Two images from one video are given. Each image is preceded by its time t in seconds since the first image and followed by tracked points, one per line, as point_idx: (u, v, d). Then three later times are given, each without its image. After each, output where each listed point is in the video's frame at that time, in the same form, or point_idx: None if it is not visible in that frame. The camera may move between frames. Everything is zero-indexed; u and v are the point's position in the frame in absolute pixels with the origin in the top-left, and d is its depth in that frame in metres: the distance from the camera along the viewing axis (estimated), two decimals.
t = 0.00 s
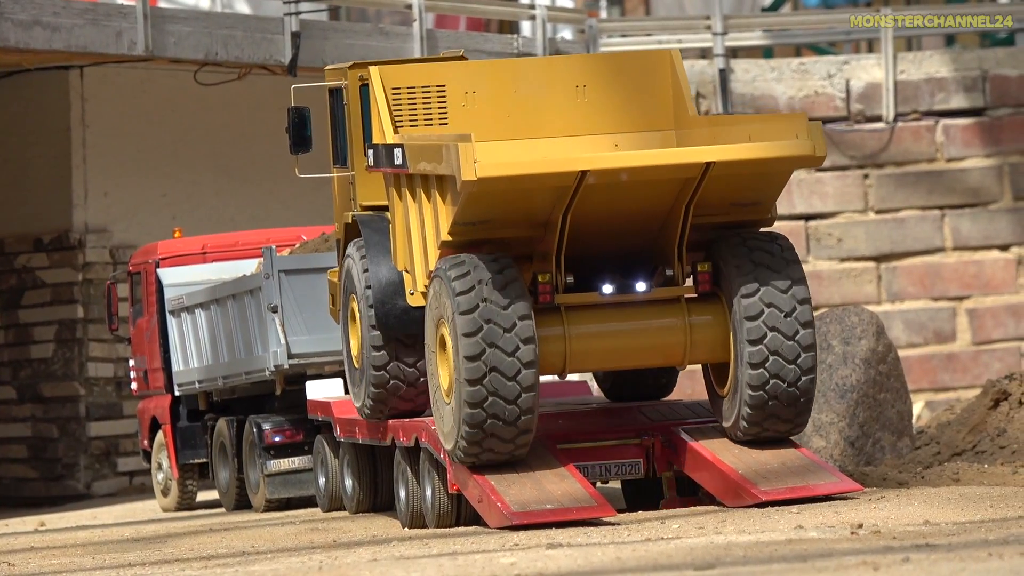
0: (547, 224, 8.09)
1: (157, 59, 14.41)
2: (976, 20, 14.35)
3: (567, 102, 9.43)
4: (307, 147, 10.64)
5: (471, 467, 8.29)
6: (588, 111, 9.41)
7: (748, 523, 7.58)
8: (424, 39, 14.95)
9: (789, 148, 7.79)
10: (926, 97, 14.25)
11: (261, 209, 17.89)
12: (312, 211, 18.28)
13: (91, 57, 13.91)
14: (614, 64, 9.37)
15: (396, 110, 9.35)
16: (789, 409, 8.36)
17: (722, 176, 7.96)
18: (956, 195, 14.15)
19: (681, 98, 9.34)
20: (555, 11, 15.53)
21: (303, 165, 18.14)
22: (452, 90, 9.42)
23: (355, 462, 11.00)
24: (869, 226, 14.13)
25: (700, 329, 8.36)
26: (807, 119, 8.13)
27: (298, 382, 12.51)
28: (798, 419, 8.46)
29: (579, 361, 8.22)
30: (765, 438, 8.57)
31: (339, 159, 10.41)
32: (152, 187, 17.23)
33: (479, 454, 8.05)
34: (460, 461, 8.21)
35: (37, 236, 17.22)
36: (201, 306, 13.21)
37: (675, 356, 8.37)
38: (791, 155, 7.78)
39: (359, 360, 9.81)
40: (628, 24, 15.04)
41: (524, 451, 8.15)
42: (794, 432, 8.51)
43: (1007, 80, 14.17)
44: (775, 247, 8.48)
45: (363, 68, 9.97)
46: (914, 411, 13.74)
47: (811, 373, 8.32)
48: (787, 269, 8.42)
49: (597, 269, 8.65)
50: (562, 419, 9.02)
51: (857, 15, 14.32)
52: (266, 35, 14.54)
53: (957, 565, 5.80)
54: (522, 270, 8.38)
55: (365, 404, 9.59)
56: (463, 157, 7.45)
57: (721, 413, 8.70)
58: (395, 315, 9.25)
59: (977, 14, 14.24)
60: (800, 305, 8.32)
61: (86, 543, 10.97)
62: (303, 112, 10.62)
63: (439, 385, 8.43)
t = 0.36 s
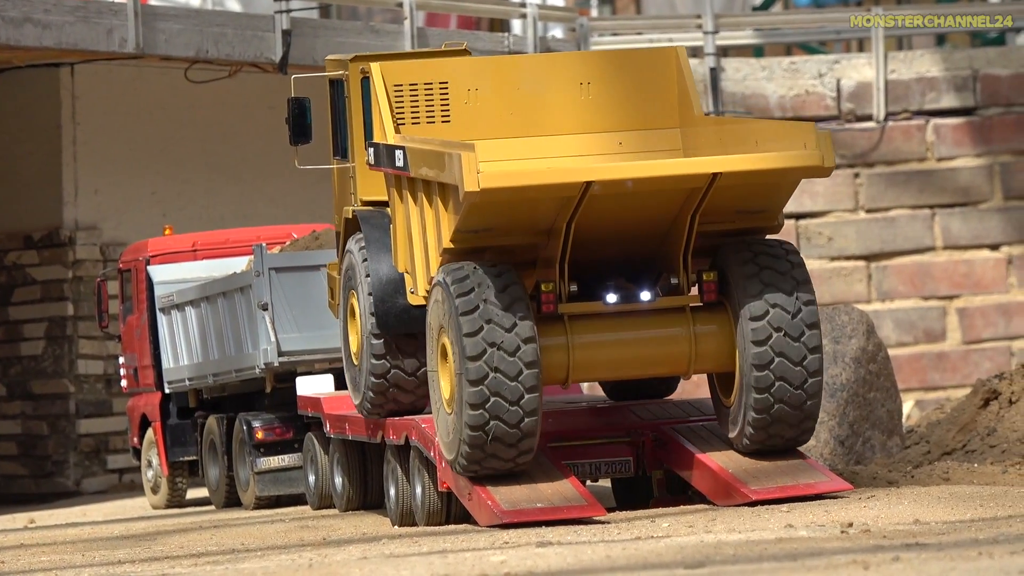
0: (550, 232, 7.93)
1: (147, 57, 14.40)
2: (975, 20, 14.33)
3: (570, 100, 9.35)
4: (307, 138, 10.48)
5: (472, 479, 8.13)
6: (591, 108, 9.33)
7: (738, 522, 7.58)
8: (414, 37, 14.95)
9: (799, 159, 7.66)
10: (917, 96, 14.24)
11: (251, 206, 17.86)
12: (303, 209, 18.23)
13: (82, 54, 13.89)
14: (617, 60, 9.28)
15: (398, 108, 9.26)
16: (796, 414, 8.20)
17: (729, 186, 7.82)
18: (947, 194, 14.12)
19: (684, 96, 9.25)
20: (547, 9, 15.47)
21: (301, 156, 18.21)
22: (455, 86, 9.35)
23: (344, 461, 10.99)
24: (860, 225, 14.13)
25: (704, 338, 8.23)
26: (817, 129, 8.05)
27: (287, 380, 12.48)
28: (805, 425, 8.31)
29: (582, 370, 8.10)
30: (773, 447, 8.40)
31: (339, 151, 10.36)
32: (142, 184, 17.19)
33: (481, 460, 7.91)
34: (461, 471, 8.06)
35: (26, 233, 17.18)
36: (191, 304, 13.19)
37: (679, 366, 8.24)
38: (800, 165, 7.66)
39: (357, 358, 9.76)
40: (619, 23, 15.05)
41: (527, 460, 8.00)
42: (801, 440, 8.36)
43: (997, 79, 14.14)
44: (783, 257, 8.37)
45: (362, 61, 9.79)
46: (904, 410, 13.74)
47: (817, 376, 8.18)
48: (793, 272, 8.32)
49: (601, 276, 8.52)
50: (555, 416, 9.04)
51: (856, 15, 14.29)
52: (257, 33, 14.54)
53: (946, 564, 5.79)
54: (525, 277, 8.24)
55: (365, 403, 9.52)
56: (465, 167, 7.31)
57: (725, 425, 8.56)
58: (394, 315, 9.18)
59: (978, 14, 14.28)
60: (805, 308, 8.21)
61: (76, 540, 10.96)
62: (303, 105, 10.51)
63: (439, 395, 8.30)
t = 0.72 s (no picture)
0: (553, 237, 7.78)
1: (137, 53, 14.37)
2: (976, 20, 14.40)
3: (571, 95, 9.02)
4: (303, 130, 10.51)
5: (477, 487, 7.94)
6: (593, 103, 9.02)
7: (729, 519, 7.58)
8: (404, 34, 14.97)
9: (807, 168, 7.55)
10: (908, 93, 14.23)
11: (242, 203, 17.84)
12: (293, 206, 18.19)
13: (71, 50, 13.85)
14: (622, 53, 8.97)
15: (396, 104, 8.94)
16: (801, 432, 8.11)
17: (736, 193, 7.66)
18: (937, 191, 14.10)
19: (689, 93, 8.99)
20: (537, 6, 15.46)
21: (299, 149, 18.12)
22: (454, 81, 9.00)
23: (335, 458, 10.98)
24: (850, 223, 14.08)
25: (709, 346, 8.13)
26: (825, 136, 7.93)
27: (277, 377, 12.44)
28: (809, 441, 8.22)
29: (584, 377, 8.00)
30: (776, 461, 8.31)
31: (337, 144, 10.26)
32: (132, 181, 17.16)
33: (485, 462, 7.72)
34: (466, 478, 7.87)
35: (17, 229, 17.00)
36: (181, 300, 13.15)
37: (685, 374, 8.14)
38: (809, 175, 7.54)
39: (355, 354, 9.70)
40: (609, 20, 15.01)
41: (532, 462, 7.82)
42: (803, 454, 8.27)
43: (988, 77, 14.16)
44: (790, 267, 8.21)
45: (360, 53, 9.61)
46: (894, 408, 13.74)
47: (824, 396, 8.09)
48: (801, 286, 8.17)
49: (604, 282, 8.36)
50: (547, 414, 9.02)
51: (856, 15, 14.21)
52: (247, 29, 14.52)
53: (937, 562, 5.80)
54: (526, 282, 8.09)
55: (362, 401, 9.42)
56: (468, 175, 7.17)
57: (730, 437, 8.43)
58: (393, 313, 9.09)
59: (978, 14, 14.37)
60: (815, 326, 8.08)
61: (66, 536, 10.92)
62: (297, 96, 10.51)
63: (440, 404, 8.16)
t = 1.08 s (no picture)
0: (556, 242, 7.64)
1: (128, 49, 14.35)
2: (976, 19, 14.47)
3: (574, 93, 8.77)
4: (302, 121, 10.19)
5: (482, 490, 7.76)
6: (596, 101, 8.78)
7: (719, 516, 7.59)
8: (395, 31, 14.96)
9: (811, 177, 7.48)
10: (899, 91, 14.15)
11: (233, 199, 17.83)
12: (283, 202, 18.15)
13: (62, 47, 13.83)
14: (626, 50, 8.72)
15: (395, 102, 8.71)
16: (808, 427, 7.95)
17: (741, 201, 7.56)
18: (928, 189, 14.04)
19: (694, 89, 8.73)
20: (528, 2, 15.44)
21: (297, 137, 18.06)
22: (454, 77, 8.72)
23: (326, 454, 10.95)
24: (841, 220, 14.02)
25: (711, 354, 8.04)
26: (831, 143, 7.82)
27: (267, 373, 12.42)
28: (817, 440, 8.05)
29: (587, 387, 7.87)
30: (784, 465, 8.14)
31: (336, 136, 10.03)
32: (123, 178, 17.15)
33: (488, 457, 7.57)
34: (471, 480, 7.70)
35: (7, 225, 17.07)
36: (172, 296, 13.13)
37: (688, 382, 8.02)
38: (814, 183, 7.47)
39: (354, 350, 9.55)
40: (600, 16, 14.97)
41: (536, 456, 7.66)
42: (813, 456, 8.10)
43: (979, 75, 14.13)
44: (792, 268, 8.15)
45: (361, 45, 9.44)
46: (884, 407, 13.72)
47: (829, 388, 7.94)
48: (804, 282, 8.10)
49: (607, 289, 8.25)
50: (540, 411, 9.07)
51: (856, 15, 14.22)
52: (238, 25, 14.52)
53: (926, 560, 5.80)
54: (527, 287, 7.96)
55: (361, 397, 9.30)
56: (469, 185, 7.05)
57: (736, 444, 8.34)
58: (392, 311, 8.96)
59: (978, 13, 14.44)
60: (817, 318, 7.98)
61: (56, 532, 10.91)
62: (296, 87, 10.21)
63: (441, 412, 8.04)
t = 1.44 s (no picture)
0: (556, 254, 7.52)
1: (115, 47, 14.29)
2: (975, 19, 14.22)
3: (573, 91, 8.72)
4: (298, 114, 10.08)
5: (485, 501, 7.58)
6: (595, 99, 8.71)
7: (707, 515, 7.58)
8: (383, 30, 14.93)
9: (814, 190, 7.30)
10: (886, 91, 13.83)
11: (220, 197, 17.78)
12: (270, 201, 18.10)
13: (50, 45, 13.78)
14: (624, 47, 8.66)
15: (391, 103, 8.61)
16: (813, 429, 7.79)
17: (744, 214, 7.43)
18: (916, 188, 13.73)
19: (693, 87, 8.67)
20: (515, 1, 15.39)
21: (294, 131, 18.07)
22: (452, 79, 8.64)
23: (313, 454, 10.94)
24: (828, 219, 13.69)
25: (715, 365, 7.88)
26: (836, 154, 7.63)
27: (255, 371, 12.38)
28: (823, 444, 7.88)
29: (587, 401, 7.74)
30: (791, 472, 7.96)
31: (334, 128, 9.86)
32: (110, 177, 17.11)
33: (489, 460, 7.42)
34: (472, 488, 7.53)
35: None
36: (159, 295, 13.09)
37: (690, 394, 7.87)
38: (816, 196, 7.29)
39: (350, 348, 9.39)
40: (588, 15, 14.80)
41: (538, 461, 7.50)
42: (820, 461, 7.91)
43: (967, 76, 13.81)
44: (795, 274, 8.01)
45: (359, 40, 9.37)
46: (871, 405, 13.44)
47: (834, 387, 7.79)
48: (805, 283, 7.98)
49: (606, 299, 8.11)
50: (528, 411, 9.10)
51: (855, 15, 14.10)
52: (226, 24, 14.48)
53: (914, 559, 5.79)
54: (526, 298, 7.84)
55: (357, 399, 9.16)
56: (468, 200, 6.95)
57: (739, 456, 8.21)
58: (388, 311, 8.80)
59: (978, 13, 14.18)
60: (820, 316, 7.85)
61: (43, 531, 10.87)
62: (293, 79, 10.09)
63: (439, 426, 7.89)
